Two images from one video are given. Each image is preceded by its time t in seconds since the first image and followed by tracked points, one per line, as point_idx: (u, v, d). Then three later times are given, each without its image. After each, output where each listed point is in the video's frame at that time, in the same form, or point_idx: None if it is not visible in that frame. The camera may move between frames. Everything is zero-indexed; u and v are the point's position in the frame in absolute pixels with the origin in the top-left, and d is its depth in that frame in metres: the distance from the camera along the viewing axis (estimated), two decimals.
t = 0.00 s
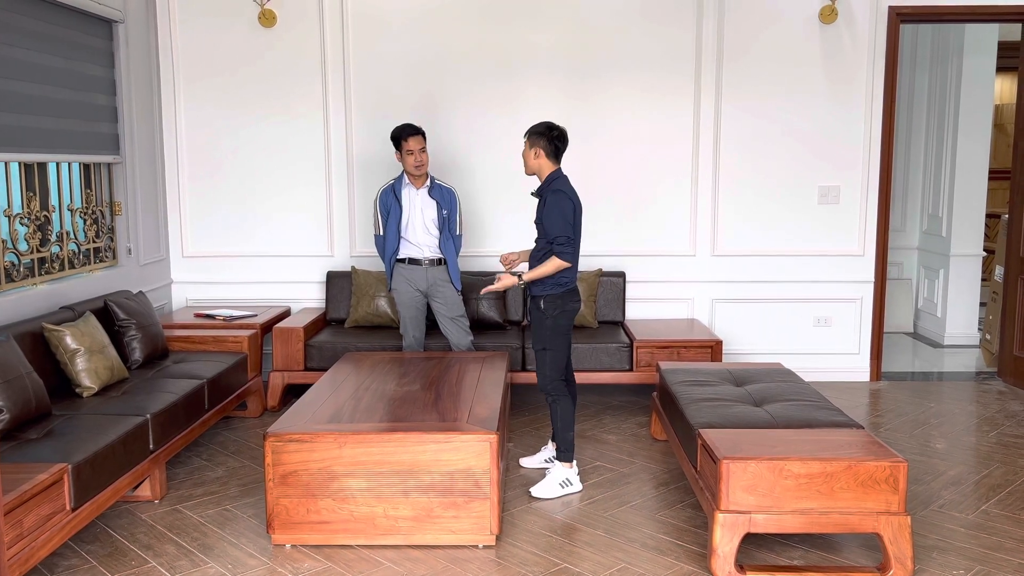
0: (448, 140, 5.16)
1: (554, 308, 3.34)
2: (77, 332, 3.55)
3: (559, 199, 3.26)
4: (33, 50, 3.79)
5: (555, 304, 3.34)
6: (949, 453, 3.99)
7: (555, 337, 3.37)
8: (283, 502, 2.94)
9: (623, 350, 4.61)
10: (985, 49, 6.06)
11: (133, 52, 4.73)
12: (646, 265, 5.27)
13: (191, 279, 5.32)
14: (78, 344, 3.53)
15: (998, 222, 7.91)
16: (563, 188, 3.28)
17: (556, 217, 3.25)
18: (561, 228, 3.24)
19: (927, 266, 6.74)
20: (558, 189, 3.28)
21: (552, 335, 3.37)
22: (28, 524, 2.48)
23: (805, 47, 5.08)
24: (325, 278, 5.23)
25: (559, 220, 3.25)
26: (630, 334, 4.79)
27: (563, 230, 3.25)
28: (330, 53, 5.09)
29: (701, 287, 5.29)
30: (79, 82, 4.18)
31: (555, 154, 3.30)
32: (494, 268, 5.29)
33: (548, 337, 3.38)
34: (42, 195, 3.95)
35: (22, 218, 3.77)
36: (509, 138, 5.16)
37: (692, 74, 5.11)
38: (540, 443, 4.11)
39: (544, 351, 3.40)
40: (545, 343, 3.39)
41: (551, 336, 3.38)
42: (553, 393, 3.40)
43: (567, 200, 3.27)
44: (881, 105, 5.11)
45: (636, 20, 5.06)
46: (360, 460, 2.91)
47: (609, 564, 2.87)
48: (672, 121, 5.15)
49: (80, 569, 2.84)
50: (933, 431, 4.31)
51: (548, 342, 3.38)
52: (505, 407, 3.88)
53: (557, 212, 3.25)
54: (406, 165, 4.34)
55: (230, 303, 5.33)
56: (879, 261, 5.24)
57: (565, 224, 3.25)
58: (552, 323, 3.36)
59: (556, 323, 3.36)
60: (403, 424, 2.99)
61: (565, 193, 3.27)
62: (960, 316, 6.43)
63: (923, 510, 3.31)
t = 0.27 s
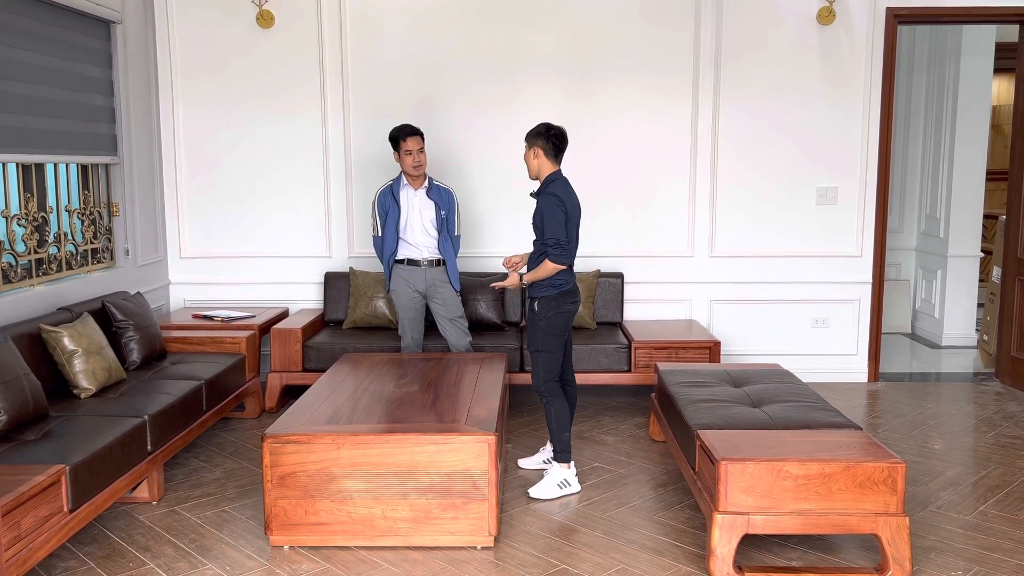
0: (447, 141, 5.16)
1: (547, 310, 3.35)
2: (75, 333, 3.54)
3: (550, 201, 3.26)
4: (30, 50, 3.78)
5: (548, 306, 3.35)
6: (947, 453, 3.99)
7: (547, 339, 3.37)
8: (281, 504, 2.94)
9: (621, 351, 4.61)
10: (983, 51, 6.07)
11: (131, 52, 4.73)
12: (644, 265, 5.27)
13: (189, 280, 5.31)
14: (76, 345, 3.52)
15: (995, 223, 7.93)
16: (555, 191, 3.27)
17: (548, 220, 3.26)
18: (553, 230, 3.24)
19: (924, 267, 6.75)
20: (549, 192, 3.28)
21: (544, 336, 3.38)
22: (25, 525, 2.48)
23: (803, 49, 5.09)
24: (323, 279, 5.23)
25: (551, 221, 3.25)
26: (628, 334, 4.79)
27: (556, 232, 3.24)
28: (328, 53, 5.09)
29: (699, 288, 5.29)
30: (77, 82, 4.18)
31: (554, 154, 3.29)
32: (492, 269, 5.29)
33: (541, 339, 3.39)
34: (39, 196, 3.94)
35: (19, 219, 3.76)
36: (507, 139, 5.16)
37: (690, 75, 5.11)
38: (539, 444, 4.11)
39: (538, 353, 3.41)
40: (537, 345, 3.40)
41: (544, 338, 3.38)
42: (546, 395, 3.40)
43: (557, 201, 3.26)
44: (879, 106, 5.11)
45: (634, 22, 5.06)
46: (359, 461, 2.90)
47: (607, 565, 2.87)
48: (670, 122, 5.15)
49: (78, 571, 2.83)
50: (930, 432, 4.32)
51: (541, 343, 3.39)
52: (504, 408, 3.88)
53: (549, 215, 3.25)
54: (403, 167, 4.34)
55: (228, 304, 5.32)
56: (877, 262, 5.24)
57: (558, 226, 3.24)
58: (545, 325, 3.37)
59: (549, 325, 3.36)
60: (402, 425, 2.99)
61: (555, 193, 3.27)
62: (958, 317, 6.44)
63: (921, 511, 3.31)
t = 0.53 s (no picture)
0: (445, 142, 5.16)
1: (547, 310, 3.35)
2: (72, 334, 3.54)
3: (545, 201, 3.27)
4: (28, 50, 3.77)
5: (548, 307, 3.35)
6: (945, 454, 3.99)
7: (548, 339, 3.38)
8: (279, 505, 2.94)
9: (619, 352, 4.61)
10: (980, 52, 6.08)
11: (129, 53, 4.72)
12: (642, 266, 5.28)
13: (187, 281, 5.31)
14: (74, 346, 3.52)
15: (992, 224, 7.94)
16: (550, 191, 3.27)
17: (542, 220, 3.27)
18: (546, 230, 3.25)
19: (922, 268, 6.76)
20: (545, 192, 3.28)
21: (545, 337, 3.38)
22: (23, 526, 2.47)
23: (800, 51, 5.10)
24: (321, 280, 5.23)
25: (544, 222, 3.26)
26: (627, 335, 4.79)
27: (549, 232, 3.25)
28: (326, 54, 5.09)
29: (697, 288, 5.30)
30: (74, 83, 4.17)
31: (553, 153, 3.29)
32: (490, 270, 5.29)
33: (541, 340, 3.39)
34: (37, 196, 3.94)
35: (17, 220, 3.76)
36: (505, 140, 5.16)
37: (688, 76, 5.12)
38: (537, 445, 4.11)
39: (538, 354, 3.41)
40: (538, 346, 3.41)
41: (544, 339, 3.38)
42: (547, 395, 3.41)
43: (552, 201, 3.26)
44: (876, 107, 5.12)
45: (632, 23, 5.07)
46: (357, 462, 2.90)
47: (605, 566, 2.87)
48: (668, 123, 5.16)
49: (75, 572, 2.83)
50: (928, 433, 4.32)
51: (541, 344, 3.39)
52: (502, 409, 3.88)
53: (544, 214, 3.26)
54: (401, 168, 4.34)
55: (226, 305, 5.32)
56: (874, 263, 5.25)
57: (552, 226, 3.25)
58: (545, 326, 3.37)
59: (549, 326, 3.36)
60: (400, 427, 2.99)
61: (552, 193, 3.27)
62: (956, 318, 6.45)
63: (919, 512, 3.32)
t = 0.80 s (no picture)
0: (443, 142, 5.16)
1: (549, 311, 3.35)
2: (71, 335, 3.53)
3: (552, 200, 3.27)
4: (26, 50, 3.77)
5: (549, 308, 3.35)
6: (943, 455, 4.00)
7: (549, 340, 3.38)
8: (278, 505, 2.93)
9: (618, 352, 4.61)
10: (978, 53, 6.09)
11: (127, 53, 4.72)
12: (641, 267, 5.28)
13: (185, 281, 5.30)
14: (72, 346, 3.52)
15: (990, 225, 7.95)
16: (558, 190, 3.28)
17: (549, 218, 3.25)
18: (552, 228, 3.24)
19: (920, 268, 6.77)
20: (552, 191, 3.28)
21: (546, 337, 3.38)
22: (22, 527, 2.47)
23: (799, 51, 5.10)
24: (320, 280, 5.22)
25: (551, 220, 3.25)
26: (625, 336, 4.79)
27: (555, 230, 3.24)
28: (325, 54, 5.08)
29: (696, 289, 5.30)
30: (73, 83, 4.17)
31: (554, 155, 3.30)
32: (489, 270, 5.30)
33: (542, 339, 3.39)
34: (35, 197, 3.93)
35: (15, 220, 3.75)
36: (504, 141, 5.16)
37: (687, 77, 5.12)
38: (536, 446, 4.11)
39: (538, 354, 3.41)
40: (538, 346, 3.40)
41: (545, 339, 3.38)
42: (546, 395, 3.41)
43: (559, 200, 3.26)
44: (874, 108, 5.13)
45: (631, 23, 5.07)
46: (356, 463, 2.90)
47: (604, 566, 2.87)
48: (666, 124, 5.16)
49: (74, 573, 2.82)
50: (926, 433, 4.33)
51: (542, 344, 3.39)
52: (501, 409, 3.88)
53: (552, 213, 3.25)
54: (399, 168, 4.34)
55: (224, 305, 5.32)
56: (872, 263, 5.26)
57: (559, 225, 3.24)
58: (546, 326, 3.37)
59: (551, 326, 3.36)
60: (399, 427, 2.98)
61: (557, 192, 3.27)
62: (954, 319, 6.45)
63: (917, 512, 3.32)
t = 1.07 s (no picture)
0: (442, 142, 5.16)
1: (559, 310, 3.34)
2: (69, 334, 3.53)
3: (566, 199, 3.27)
4: (24, 49, 3.76)
5: (559, 307, 3.34)
6: (942, 454, 4.00)
7: (558, 339, 3.37)
8: (277, 505, 2.93)
9: (617, 352, 4.61)
10: (976, 53, 6.09)
11: (125, 52, 4.71)
12: (640, 266, 5.28)
13: (183, 280, 5.30)
14: (70, 346, 3.51)
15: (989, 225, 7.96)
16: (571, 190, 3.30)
17: (567, 216, 3.25)
18: (570, 226, 3.24)
19: (919, 268, 6.77)
20: (565, 190, 3.29)
21: (555, 337, 3.37)
22: (19, 527, 2.46)
23: (798, 51, 5.10)
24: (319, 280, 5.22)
25: (569, 218, 3.25)
26: (624, 335, 4.79)
27: (573, 229, 3.25)
28: (323, 53, 5.08)
29: (695, 288, 5.30)
30: (71, 82, 4.16)
31: (552, 155, 3.33)
32: (488, 270, 5.29)
33: (551, 338, 3.37)
34: (33, 196, 3.92)
35: (13, 219, 3.75)
36: (503, 140, 5.16)
37: (686, 76, 5.12)
38: (534, 445, 4.11)
39: (546, 353, 3.38)
40: (547, 345, 3.38)
41: (554, 338, 3.37)
42: (551, 395, 3.40)
43: (574, 199, 3.28)
44: (873, 108, 5.13)
45: (630, 23, 5.07)
46: (354, 462, 2.89)
47: (603, 566, 2.87)
48: (665, 124, 5.16)
49: (72, 573, 2.82)
50: (925, 433, 4.33)
51: (550, 343, 3.37)
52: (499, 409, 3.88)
53: (570, 211, 3.25)
54: (396, 168, 4.33)
55: (223, 304, 5.31)
56: (871, 263, 5.26)
57: (577, 223, 3.25)
58: (555, 325, 3.36)
59: (560, 325, 3.36)
60: (397, 427, 2.98)
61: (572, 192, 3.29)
62: (953, 319, 6.45)
63: (916, 512, 3.32)
